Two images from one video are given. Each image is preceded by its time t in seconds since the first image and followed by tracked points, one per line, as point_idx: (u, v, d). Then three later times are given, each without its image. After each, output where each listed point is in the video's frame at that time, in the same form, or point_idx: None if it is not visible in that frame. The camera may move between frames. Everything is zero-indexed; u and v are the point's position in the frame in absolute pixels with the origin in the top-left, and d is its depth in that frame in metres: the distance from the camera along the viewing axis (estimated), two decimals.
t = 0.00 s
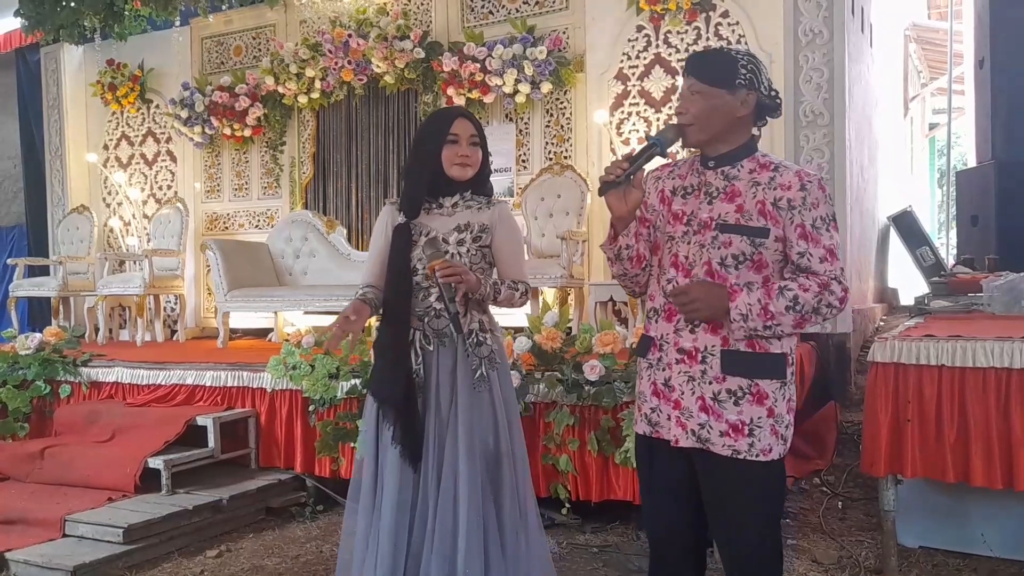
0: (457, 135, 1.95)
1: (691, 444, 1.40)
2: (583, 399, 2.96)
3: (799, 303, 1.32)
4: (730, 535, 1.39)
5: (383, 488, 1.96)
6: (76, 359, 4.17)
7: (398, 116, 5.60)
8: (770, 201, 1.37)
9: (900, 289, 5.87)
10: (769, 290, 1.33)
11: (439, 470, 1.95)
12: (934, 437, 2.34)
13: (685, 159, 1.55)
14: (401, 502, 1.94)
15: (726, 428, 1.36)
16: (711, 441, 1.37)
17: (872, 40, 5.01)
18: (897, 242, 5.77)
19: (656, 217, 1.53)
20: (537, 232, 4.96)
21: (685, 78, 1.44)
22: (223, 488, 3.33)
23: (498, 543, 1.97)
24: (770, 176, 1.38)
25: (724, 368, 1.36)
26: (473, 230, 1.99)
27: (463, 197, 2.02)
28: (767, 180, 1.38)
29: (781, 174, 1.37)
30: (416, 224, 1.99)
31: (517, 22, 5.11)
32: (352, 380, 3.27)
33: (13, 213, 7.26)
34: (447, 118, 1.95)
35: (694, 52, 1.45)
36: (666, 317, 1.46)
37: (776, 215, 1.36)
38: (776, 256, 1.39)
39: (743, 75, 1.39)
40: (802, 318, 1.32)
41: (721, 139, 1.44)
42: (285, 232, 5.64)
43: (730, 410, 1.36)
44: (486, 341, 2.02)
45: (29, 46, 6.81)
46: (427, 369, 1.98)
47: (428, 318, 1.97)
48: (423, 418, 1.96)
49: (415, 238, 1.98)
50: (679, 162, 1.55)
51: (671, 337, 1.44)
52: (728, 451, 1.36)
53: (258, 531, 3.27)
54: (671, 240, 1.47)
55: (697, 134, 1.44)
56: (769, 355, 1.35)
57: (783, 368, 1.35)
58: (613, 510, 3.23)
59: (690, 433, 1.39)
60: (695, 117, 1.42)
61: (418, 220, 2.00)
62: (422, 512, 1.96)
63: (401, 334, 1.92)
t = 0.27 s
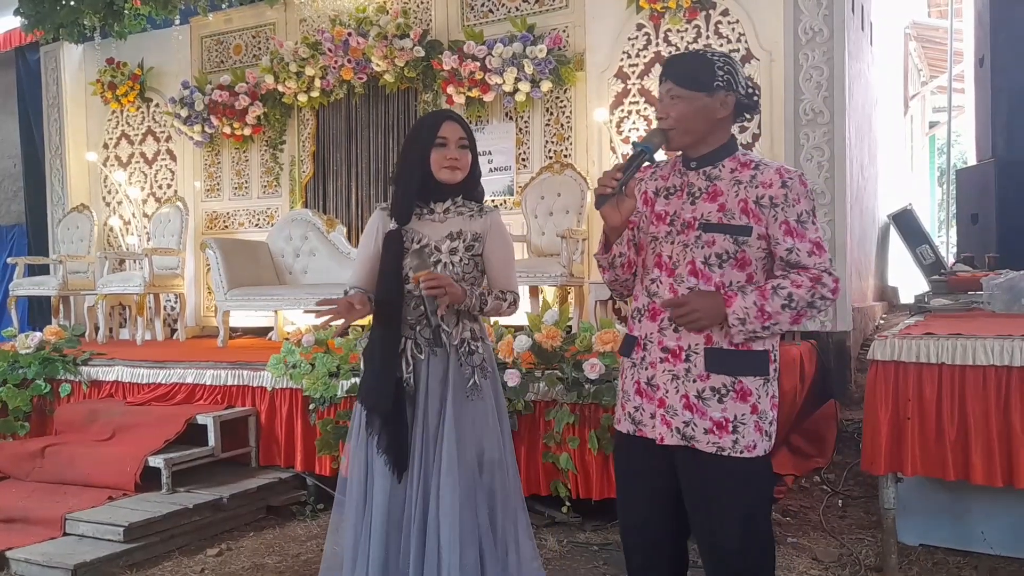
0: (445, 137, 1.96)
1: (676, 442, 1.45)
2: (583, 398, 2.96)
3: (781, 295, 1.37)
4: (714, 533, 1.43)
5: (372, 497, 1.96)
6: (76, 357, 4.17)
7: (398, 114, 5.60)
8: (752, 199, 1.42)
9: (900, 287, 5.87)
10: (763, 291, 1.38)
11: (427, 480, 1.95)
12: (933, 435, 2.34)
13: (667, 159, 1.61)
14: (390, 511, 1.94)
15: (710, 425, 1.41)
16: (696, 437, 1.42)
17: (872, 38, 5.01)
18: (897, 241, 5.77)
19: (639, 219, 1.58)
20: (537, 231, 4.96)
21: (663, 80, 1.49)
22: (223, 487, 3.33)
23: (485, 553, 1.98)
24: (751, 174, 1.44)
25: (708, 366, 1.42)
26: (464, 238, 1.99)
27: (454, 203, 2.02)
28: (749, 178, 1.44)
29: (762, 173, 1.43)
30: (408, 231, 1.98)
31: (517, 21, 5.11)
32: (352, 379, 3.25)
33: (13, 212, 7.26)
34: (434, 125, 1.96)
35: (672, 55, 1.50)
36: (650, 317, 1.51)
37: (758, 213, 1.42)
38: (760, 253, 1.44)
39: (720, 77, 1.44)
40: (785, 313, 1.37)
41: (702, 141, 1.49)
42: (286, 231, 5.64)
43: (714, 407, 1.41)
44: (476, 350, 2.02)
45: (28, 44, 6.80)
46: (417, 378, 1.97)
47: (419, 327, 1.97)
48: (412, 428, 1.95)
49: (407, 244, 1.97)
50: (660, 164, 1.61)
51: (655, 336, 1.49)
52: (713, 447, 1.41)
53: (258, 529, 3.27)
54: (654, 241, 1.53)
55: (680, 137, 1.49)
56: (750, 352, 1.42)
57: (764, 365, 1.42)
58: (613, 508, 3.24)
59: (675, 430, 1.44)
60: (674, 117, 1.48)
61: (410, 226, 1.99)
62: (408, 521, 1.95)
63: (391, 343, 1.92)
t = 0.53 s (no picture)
0: (434, 129, 1.95)
1: (668, 437, 1.46)
2: (586, 393, 2.96)
3: (740, 285, 1.38)
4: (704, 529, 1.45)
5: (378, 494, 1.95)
6: (79, 354, 4.18)
7: (400, 110, 5.59)
8: (735, 195, 1.45)
9: (902, 282, 5.86)
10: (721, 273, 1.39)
11: (432, 474, 1.95)
12: (936, 430, 2.34)
13: (651, 157, 1.64)
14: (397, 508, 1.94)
15: (701, 419, 1.42)
16: (687, 432, 1.43)
17: (875, 33, 5.00)
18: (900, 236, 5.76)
19: (625, 216, 1.61)
20: (539, 227, 4.95)
21: (652, 75, 1.51)
22: (226, 483, 3.34)
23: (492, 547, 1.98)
24: (735, 171, 1.46)
25: (696, 359, 1.44)
26: (463, 232, 1.99)
27: (450, 196, 2.01)
28: (733, 174, 1.46)
29: (745, 169, 1.45)
30: (407, 225, 1.97)
31: (518, 16, 5.11)
32: (354, 374, 3.26)
33: (16, 209, 7.28)
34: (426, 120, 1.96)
35: (662, 51, 1.52)
36: (639, 312, 1.53)
37: (741, 208, 1.44)
38: (742, 249, 1.46)
39: (708, 73, 1.47)
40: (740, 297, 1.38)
41: (688, 137, 1.52)
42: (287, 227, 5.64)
43: (705, 401, 1.42)
44: (478, 343, 2.03)
45: (30, 41, 6.81)
46: (422, 374, 1.97)
47: (423, 322, 1.98)
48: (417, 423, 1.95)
49: (406, 239, 1.96)
50: (645, 161, 1.63)
51: (644, 331, 1.51)
52: (705, 441, 1.42)
53: (261, 525, 3.28)
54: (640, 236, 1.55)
55: (668, 132, 1.51)
56: (737, 345, 1.43)
57: (750, 358, 1.43)
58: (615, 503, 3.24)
59: (666, 425, 1.45)
60: (662, 112, 1.49)
61: (407, 221, 1.98)
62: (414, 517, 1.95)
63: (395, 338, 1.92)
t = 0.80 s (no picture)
0: (427, 122, 1.95)
1: (653, 436, 1.46)
2: (587, 393, 2.97)
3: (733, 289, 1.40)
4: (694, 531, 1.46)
5: (392, 489, 1.95)
6: (80, 354, 4.18)
7: (401, 110, 5.59)
8: (720, 196, 1.45)
9: (903, 282, 5.87)
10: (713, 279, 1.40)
11: (444, 468, 1.95)
12: (937, 430, 2.34)
13: (633, 160, 1.64)
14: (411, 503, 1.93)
15: (687, 418, 1.42)
16: (673, 430, 1.43)
17: (876, 33, 5.00)
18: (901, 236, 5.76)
19: (609, 218, 1.62)
20: (540, 227, 4.96)
21: (633, 79, 1.51)
22: (227, 483, 3.34)
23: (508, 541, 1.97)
24: (718, 172, 1.46)
25: (683, 359, 1.44)
26: (467, 224, 1.99)
27: (451, 190, 2.02)
28: (716, 176, 1.46)
29: (729, 171, 1.46)
30: (410, 221, 1.98)
31: (519, 16, 5.11)
32: (355, 375, 3.26)
33: (17, 209, 7.28)
34: (424, 116, 1.95)
35: (641, 55, 1.52)
36: (624, 312, 1.53)
37: (726, 210, 1.45)
38: (727, 249, 1.47)
39: (690, 75, 1.47)
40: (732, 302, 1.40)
41: (671, 139, 1.52)
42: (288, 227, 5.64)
43: (691, 400, 1.42)
44: (488, 336, 2.04)
45: (31, 41, 6.80)
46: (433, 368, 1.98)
47: (432, 317, 1.99)
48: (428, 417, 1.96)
49: (410, 235, 1.97)
50: (627, 164, 1.63)
51: (630, 332, 1.50)
52: (691, 439, 1.42)
53: (263, 525, 3.28)
54: (625, 238, 1.55)
55: (651, 132, 1.51)
56: (722, 345, 1.43)
57: (737, 357, 1.44)
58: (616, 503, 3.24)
59: (653, 424, 1.45)
60: (644, 115, 1.49)
61: (410, 217, 2.00)
62: (427, 511, 1.95)
63: (406, 333, 1.93)
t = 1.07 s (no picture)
0: (430, 121, 1.96)
1: (645, 434, 1.46)
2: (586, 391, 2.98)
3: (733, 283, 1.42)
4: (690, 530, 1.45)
5: (404, 485, 1.96)
6: (79, 352, 4.19)
7: (401, 109, 5.59)
8: (707, 194, 1.46)
9: (903, 281, 5.86)
10: (716, 282, 1.41)
11: (456, 464, 1.95)
12: (936, 429, 2.34)
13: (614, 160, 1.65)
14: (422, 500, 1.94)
15: (678, 414, 1.43)
16: (665, 428, 1.44)
17: (876, 32, 5.00)
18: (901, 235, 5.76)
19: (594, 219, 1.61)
20: (540, 225, 4.96)
21: (617, 79, 1.52)
22: (227, 481, 3.34)
23: (519, 538, 1.97)
24: (704, 171, 1.47)
25: (672, 357, 1.44)
26: (477, 220, 1.99)
27: (461, 187, 2.02)
28: (701, 175, 1.47)
29: (714, 169, 1.47)
30: (421, 218, 1.98)
31: (519, 14, 5.10)
32: (355, 373, 3.26)
33: (16, 208, 7.29)
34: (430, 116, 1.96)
35: (623, 57, 1.53)
36: (613, 312, 1.54)
37: (713, 208, 1.46)
38: (715, 246, 1.49)
39: (674, 75, 1.50)
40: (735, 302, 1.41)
41: (656, 137, 1.53)
42: (288, 225, 5.64)
43: (681, 397, 1.43)
44: (501, 332, 2.02)
45: (31, 39, 6.80)
46: (446, 364, 1.97)
47: (444, 314, 1.98)
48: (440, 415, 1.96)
49: (421, 232, 1.97)
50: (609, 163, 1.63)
51: (619, 331, 1.51)
52: (682, 436, 1.43)
53: (261, 523, 3.28)
54: (611, 238, 1.55)
55: (636, 130, 1.51)
56: (710, 341, 1.44)
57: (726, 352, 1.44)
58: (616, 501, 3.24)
59: (644, 422, 1.46)
60: (629, 114, 1.50)
61: (421, 214, 1.99)
62: (440, 507, 1.95)
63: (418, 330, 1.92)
